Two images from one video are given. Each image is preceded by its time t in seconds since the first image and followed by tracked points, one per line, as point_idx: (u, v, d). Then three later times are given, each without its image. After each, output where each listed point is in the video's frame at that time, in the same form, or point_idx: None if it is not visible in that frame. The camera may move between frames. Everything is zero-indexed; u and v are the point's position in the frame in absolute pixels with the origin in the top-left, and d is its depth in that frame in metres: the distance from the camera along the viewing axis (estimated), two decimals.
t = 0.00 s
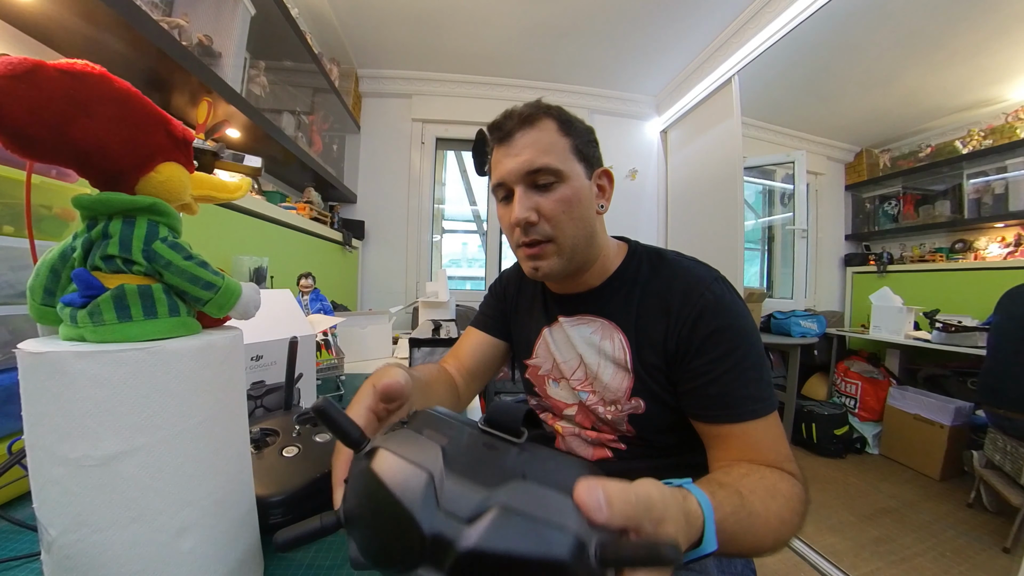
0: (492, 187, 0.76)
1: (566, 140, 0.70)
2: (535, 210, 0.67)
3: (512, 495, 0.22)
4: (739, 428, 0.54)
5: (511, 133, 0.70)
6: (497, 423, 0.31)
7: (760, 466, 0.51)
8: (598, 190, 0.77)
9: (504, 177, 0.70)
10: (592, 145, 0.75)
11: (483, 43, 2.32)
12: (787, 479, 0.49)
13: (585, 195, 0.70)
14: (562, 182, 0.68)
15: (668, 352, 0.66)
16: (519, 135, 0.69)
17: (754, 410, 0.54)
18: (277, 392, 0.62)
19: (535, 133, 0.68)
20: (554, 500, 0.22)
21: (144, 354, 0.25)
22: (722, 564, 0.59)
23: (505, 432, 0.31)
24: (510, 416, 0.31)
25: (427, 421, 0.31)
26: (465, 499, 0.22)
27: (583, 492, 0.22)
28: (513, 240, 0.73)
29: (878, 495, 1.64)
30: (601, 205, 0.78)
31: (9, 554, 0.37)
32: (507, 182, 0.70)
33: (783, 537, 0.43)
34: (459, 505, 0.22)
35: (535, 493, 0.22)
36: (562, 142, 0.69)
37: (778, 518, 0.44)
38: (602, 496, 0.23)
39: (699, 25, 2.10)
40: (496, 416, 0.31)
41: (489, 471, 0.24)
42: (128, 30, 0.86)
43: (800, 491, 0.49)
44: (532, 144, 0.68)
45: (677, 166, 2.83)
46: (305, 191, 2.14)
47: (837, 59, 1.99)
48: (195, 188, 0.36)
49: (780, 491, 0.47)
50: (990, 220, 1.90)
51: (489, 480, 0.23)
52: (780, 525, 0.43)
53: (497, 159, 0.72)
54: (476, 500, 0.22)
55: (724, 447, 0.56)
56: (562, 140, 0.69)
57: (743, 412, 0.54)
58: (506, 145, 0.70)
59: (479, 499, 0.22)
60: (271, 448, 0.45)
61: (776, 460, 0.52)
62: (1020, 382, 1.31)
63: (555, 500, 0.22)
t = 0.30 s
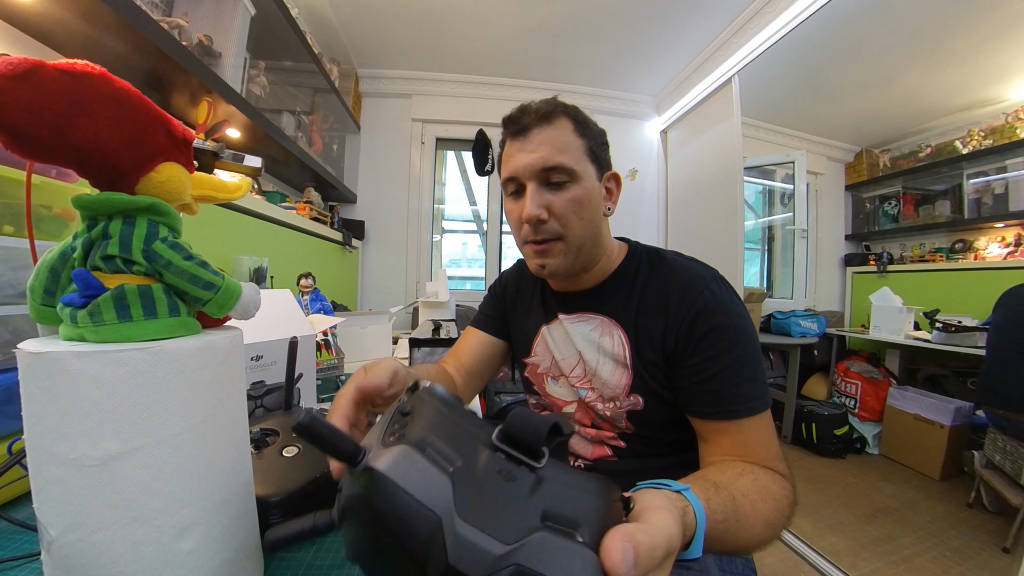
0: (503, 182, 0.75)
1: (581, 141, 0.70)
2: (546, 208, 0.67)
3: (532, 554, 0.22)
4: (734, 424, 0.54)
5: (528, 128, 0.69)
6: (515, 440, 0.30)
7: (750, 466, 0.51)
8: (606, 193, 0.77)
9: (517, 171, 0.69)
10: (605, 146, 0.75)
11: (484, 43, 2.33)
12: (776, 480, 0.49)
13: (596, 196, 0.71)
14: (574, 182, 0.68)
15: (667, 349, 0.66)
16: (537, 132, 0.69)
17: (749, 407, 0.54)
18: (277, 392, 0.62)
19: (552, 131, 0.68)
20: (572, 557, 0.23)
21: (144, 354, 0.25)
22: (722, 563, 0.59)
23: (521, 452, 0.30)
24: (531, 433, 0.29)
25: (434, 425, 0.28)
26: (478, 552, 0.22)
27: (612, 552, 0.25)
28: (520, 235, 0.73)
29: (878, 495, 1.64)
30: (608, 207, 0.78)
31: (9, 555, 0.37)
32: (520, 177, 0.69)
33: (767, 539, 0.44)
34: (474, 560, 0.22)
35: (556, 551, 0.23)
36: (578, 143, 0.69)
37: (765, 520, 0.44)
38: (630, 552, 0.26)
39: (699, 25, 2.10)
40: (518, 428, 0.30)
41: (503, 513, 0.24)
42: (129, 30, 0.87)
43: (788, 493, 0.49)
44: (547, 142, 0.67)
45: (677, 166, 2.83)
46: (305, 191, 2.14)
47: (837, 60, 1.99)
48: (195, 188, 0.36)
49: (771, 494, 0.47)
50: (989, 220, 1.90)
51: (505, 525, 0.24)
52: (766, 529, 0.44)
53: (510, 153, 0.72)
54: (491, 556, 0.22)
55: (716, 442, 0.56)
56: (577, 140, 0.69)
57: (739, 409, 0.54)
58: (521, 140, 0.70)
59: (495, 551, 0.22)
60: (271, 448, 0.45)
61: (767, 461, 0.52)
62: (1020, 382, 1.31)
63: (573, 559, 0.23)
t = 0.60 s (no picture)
0: (514, 180, 0.75)
1: (596, 143, 0.70)
2: (559, 208, 0.68)
3: (511, 538, 0.22)
4: (737, 419, 0.55)
5: (544, 124, 0.68)
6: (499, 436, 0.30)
7: (753, 462, 0.51)
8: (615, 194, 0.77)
9: (531, 169, 0.69)
10: (617, 149, 0.75)
11: (483, 43, 2.33)
12: (779, 476, 0.49)
13: (607, 199, 0.71)
14: (588, 184, 0.68)
15: (669, 345, 0.66)
16: (552, 130, 0.68)
17: (751, 401, 0.55)
18: (277, 392, 0.62)
19: (569, 131, 0.68)
20: (554, 538, 0.23)
21: (145, 354, 0.25)
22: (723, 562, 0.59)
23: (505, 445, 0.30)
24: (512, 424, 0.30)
25: (421, 427, 0.28)
26: (459, 540, 0.22)
27: (598, 532, 0.24)
28: (530, 234, 0.73)
29: (878, 495, 1.64)
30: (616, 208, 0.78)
31: (10, 554, 0.37)
32: (534, 176, 0.69)
33: (771, 535, 0.44)
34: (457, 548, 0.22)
35: (535, 533, 0.23)
36: (592, 145, 0.69)
37: (768, 516, 0.44)
38: (619, 535, 0.25)
39: (700, 25, 2.10)
40: (497, 425, 0.30)
41: (485, 504, 0.25)
42: (129, 30, 0.87)
43: (792, 488, 0.49)
44: (564, 142, 0.67)
45: (677, 165, 2.83)
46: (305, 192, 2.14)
47: (837, 59, 1.99)
48: (195, 188, 0.36)
49: (774, 489, 0.47)
50: (990, 220, 1.90)
51: (486, 515, 0.24)
52: (770, 524, 0.44)
53: (522, 151, 0.71)
54: (472, 542, 0.22)
55: (718, 438, 0.56)
56: (592, 142, 0.69)
57: (742, 403, 0.55)
58: (536, 138, 0.69)
59: (476, 538, 0.22)
60: (271, 448, 0.45)
61: (770, 456, 0.52)
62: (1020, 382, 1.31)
63: (554, 541, 0.23)
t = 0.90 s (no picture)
0: (516, 187, 0.74)
1: (600, 148, 0.69)
2: (564, 219, 0.68)
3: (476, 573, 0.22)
4: (739, 418, 0.55)
5: (546, 134, 0.67)
6: (449, 460, 0.28)
7: (755, 463, 0.51)
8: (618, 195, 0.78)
9: (532, 180, 0.69)
10: (620, 151, 0.75)
11: (483, 43, 2.32)
12: (781, 477, 0.49)
13: (611, 205, 0.71)
14: (593, 192, 0.68)
15: (671, 343, 0.66)
16: (557, 136, 0.66)
17: (754, 400, 0.55)
18: (277, 392, 0.62)
19: (573, 138, 0.66)
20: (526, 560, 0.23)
21: (146, 354, 0.25)
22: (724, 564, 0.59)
23: (458, 467, 0.28)
24: (459, 447, 0.27)
25: (370, 471, 0.29)
26: None
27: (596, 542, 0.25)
28: (534, 242, 0.73)
29: (878, 495, 1.64)
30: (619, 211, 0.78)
31: (9, 554, 0.37)
32: (538, 187, 0.68)
33: (775, 536, 0.44)
34: None
35: (505, 559, 0.23)
36: (596, 151, 0.68)
37: (771, 517, 0.44)
38: (614, 541, 0.26)
39: (700, 25, 2.10)
40: (444, 452, 0.28)
41: (449, 538, 0.24)
42: (129, 30, 0.87)
43: (794, 489, 0.49)
44: (568, 150, 0.66)
45: (677, 165, 2.83)
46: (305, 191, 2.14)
47: (837, 59, 1.99)
48: (195, 188, 0.36)
49: (778, 491, 0.47)
50: (990, 220, 1.90)
51: (448, 551, 0.24)
52: (774, 526, 0.44)
53: (524, 159, 0.70)
54: None
55: (720, 437, 0.56)
56: (596, 148, 0.68)
57: (744, 402, 0.55)
58: (538, 146, 0.67)
59: None
60: (271, 448, 0.44)
61: (772, 457, 0.52)
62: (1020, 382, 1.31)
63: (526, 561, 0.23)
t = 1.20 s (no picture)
0: (517, 181, 0.74)
1: (605, 146, 0.69)
2: (565, 216, 0.68)
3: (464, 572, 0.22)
4: (737, 420, 0.55)
5: (552, 126, 0.66)
6: (442, 459, 0.28)
7: (752, 466, 0.51)
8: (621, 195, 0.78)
9: (534, 174, 0.68)
10: (626, 153, 0.75)
11: (483, 43, 2.33)
12: (779, 481, 0.49)
13: (614, 204, 0.71)
14: (595, 190, 0.68)
15: (670, 345, 0.66)
16: (560, 131, 0.66)
17: (752, 403, 0.55)
18: (277, 392, 0.62)
19: (577, 134, 0.66)
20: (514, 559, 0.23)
21: (146, 354, 0.25)
22: (723, 564, 0.59)
23: (450, 466, 0.28)
24: (451, 447, 0.27)
25: (366, 473, 0.29)
26: None
27: (592, 540, 0.25)
28: (533, 237, 0.74)
29: (878, 495, 1.64)
30: (622, 212, 0.78)
31: (9, 554, 0.37)
32: (540, 182, 0.68)
33: (773, 538, 0.44)
34: None
35: (493, 557, 0.23)
36: (601, 148, 0.68)
37: (769, 520, 0.44)
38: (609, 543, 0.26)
39: (700, 25, 2.11)
40: (436, 452, 0.28)
41: (438, 537, 0.24)
42: (128, 30, 0.86)
43: (792, 493, 0.49)
44: (571, 146, 0.66)
45: (677, 165, 2.83)
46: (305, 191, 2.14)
47: (837, 59, 1.99)
48: (195, 188, 0.36)
49: (775, 494, 0.47)
50: (990, 220, 1.90)
51: (436, 549, 0.24)
52: (772, 529, 0.44)
53: (527, 153, 0.70)
54: None
55: (717, 440, 0.56)
56: (601, 145, 0.68)
57: (742, 405, 0.55)
58: (542, 141, 0.67)
59: None
60: (271, 448, 0.44)
61: (770, 460, 0.52)
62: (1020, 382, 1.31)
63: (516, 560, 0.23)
